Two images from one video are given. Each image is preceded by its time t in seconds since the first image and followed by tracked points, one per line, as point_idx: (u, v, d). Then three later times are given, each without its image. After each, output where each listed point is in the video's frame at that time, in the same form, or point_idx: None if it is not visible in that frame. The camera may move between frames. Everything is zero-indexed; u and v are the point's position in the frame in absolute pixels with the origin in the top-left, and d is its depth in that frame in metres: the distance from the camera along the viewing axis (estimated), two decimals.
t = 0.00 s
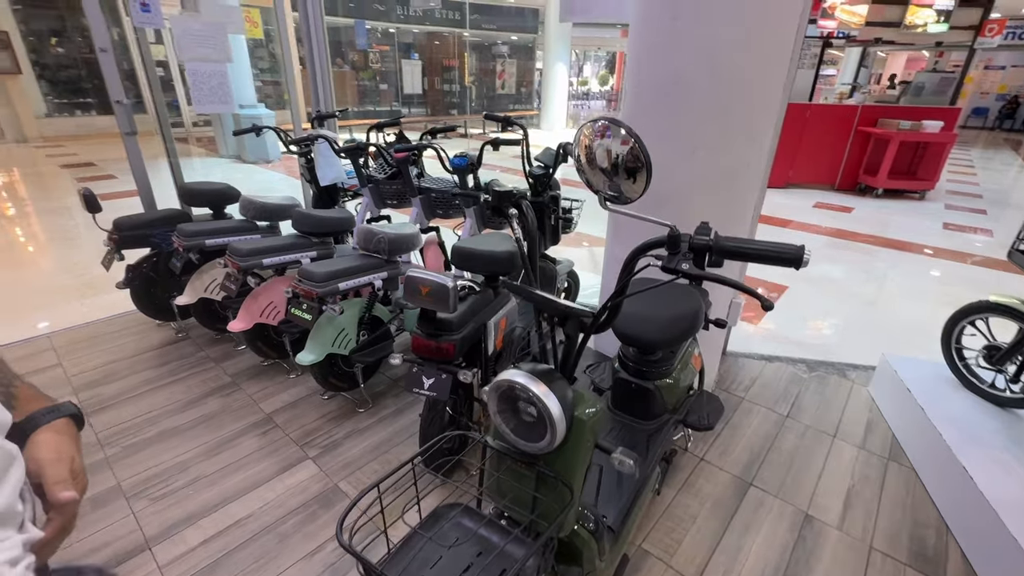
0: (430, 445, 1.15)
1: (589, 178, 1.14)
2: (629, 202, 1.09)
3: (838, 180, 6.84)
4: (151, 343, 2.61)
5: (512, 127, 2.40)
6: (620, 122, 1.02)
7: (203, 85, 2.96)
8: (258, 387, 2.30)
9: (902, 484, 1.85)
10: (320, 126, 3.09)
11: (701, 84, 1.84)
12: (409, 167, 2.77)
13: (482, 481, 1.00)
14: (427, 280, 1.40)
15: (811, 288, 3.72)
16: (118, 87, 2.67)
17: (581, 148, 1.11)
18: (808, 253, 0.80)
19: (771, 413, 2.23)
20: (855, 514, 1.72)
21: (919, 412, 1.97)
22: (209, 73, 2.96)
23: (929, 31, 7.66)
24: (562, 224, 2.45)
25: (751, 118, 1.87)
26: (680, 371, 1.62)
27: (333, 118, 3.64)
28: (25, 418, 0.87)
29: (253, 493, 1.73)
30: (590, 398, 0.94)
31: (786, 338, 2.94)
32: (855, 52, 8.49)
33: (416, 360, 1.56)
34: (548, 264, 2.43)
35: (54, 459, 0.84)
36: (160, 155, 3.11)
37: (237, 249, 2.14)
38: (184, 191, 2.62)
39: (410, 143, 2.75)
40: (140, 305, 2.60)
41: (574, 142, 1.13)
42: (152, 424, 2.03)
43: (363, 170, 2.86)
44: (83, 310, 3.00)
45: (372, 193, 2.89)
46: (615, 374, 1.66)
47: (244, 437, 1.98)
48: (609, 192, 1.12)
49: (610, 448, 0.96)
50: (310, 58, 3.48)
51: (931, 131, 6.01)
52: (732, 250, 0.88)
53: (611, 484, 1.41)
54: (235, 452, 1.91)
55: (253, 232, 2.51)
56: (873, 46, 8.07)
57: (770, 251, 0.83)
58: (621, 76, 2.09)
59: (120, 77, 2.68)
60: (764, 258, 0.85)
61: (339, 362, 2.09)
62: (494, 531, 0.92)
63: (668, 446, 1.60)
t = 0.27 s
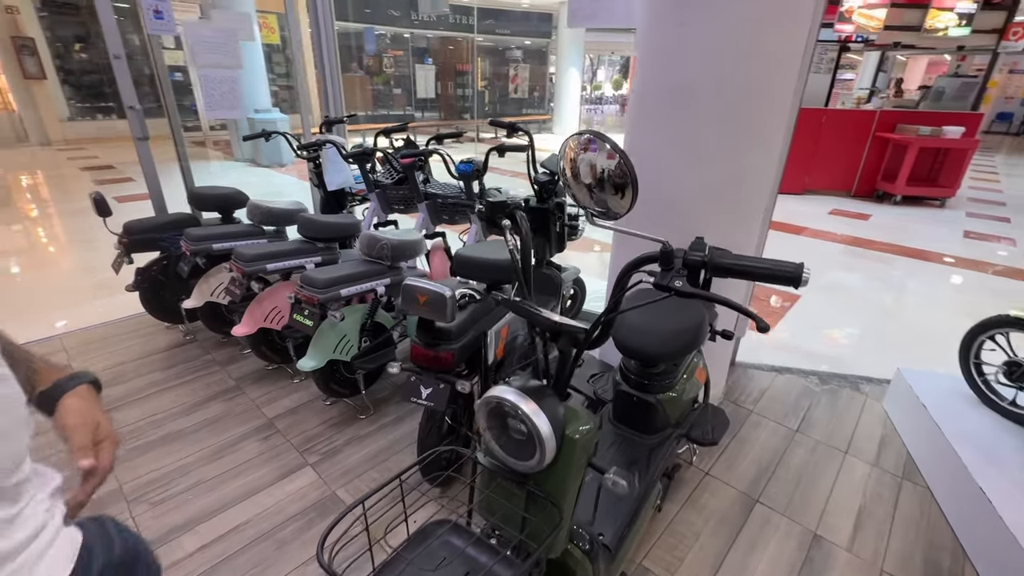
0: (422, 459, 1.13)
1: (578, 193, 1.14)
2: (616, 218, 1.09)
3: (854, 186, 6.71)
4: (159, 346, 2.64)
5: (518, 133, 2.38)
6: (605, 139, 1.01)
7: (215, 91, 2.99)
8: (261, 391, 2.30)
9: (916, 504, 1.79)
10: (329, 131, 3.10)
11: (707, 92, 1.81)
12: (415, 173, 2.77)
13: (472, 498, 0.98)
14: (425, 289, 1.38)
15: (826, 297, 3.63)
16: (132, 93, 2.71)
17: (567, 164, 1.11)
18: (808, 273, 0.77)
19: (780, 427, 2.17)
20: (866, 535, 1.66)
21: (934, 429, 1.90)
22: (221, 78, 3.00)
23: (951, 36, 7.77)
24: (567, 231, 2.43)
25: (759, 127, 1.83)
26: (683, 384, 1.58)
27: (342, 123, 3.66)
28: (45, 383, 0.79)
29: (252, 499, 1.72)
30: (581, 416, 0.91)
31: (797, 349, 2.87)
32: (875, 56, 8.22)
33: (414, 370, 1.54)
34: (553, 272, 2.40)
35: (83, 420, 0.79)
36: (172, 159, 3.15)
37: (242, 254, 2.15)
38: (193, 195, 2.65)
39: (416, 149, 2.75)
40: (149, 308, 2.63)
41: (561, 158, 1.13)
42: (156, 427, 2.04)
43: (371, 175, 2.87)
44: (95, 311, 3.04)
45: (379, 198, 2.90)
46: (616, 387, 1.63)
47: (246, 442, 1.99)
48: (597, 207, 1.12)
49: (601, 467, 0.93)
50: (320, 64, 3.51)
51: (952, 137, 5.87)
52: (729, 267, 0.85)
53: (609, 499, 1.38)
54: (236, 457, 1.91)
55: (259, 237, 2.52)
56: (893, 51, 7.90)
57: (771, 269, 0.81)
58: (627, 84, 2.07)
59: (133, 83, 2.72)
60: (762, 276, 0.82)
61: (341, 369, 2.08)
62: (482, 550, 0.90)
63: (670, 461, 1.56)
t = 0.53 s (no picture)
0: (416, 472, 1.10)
1: (567, 205, 1.11)
2: (607, 229, 1.06)
3: (872, 191, 6.57)
4: (168, 347, 2.66)
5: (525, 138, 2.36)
6: (593, 147, 1.00)
7: (227, 95, 3.02)
8: (265, 395, 2.30)
9: (933, 523, 1.72)
10: (338, 135, 3.11)
11: (715, 96, 1.77)
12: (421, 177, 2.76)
13: (463, 514, 0.94)
14: (424, 296, 1.36)
15: (842, 305, 3.54)
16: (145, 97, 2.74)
17: (554, 174, 1.10)
18: (813, 287, 0.73)
19: (791, 440, 2.11)
20: (880, 556, 1.59)
21: (953, 446, 1.83)
22: (232, 83, 3.02)
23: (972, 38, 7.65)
24: (574, 237, 2.39)
25: (769, 132, 1.78)
26: (688, 395, 1.54)
27: (352, 127, 3.68)
28: (154, 290, 0.86)
29: (253, 504, 1.72)
30: (576, 432, 0.88)
31: (811, 358, 2.79)
32: (893, 60, 7.91)
33: (414, 377, 1.52)
34: (558, 278, 2.37)
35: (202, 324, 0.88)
36: (185, 163, 3.19)
37: (247, 257, 2.16)
38: (202, 198, 2.67)
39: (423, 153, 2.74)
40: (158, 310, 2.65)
41: (548, 168, 1.11)
42: (162, 429, 2.05)
43: (378, 179, 2.86)
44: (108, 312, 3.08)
45: (386, 202, 2.90)
46: (619, 398, 1.59)
47: (249, 446, 1.98)
48: (587, 218, 1.09)
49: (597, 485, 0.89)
50: (331, 68, 3.53)
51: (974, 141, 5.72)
52: (729, 280, 0.81)
53: (610, 514, 1.34)
54: (238, 461, 1.90)
55: (266, 240, 2.53)
56: (914, 53, 7.72)
57: (774, 281, 0.77)
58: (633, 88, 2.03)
59: (145, 87, 2.75)
60: (764, 289, 0.78)
61: (343, 373, 2.07)
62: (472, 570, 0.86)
63: (675, 475, 1.52)
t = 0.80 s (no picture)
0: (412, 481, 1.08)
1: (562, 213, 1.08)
2: (602, 236, 1.02)
3: (891, 196, 6.42)
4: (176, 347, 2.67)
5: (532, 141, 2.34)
6: (587, 151, 0.98)
7: (237, 97, 3.04)
8: (271, 396, 2.30)
9: (953, 542, 1.64)
10: (346, 138, 3.12)
11: (726, 97, 1.72)
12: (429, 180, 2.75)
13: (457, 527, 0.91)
14: (425, 300, 1.34)
15: (858, 312, 3.45)
16: (157, 100, 2.77)
17: (550, 181, 1.08)
18: (822, 299, 0.68)
19: (804, 452, 2.04)
20: None
21: (975, 462, 1.75)
22: (243, 86, 3.05)
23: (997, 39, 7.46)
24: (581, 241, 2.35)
25: (782, 134, 1.73)
26: (696, 405, 1.49)
27: (362, 130, 3.69)
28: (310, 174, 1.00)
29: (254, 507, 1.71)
30: (574, 444, 0.85)
31: (825, 367, 2.72)
32: (913, 62, 7.75)
33: (414, 382, 1.50)
34: (565, 282, 2.33)
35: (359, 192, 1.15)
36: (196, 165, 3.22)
37: (253, 259, 2.16)
38: (212, 200, 2.69)
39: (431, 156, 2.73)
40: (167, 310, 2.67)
41: (546, 174, 1.09)
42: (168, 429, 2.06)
43: (386, 182, 2.86)
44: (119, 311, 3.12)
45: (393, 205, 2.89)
46: (625, 406, 1.55)
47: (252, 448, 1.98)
48: (583, 226, 1.06)
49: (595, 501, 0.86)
50: (341, 71, 3.54)
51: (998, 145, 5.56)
52: (732, 290, 0.76)
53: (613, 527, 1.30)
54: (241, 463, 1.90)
55: (273, 242, 2.53)
56: (935, 55, 7.54)
57: (778, 288, 0.72)
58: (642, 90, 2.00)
59: (158, 90, 2.78)
60: (770, 300, 0.73)
61: (346, 377, 2.05)
62: None
63: (681, 487, 1.47)
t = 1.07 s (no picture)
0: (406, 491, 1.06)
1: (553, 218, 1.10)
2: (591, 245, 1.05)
3: (904, 199, 6.31)
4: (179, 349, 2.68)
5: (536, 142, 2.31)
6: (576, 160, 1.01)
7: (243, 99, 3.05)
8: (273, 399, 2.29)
9: (967, 558, 1.59)
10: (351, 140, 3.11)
11: (730, 99, 1.69)
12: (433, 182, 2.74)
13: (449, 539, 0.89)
14: (422, 305, 1.31)
15: (869, 317, 3.37)
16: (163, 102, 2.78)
17: (540, 186, 1.10)
18: (827, 309, 0.65)
19: (812, 461, 2.00)
20: None
21: (991, 474, 1.69)
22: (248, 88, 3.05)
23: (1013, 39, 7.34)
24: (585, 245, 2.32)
25: (787, 138, 1.69)
26: (700, 414, 1.46)
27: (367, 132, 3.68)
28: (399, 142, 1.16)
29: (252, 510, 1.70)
30: (569, 457, 0.82)
31: (835, 373, 2.66)
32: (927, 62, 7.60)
33: (413, 388, 1.48)
34: (569, 286, 2.30)
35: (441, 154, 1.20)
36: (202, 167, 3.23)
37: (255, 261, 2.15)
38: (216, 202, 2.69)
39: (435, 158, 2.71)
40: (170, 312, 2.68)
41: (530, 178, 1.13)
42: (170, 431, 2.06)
43: (390, 184, 2.85)
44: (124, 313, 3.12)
45: (397, 207, 2.88)
46: (627, 414, 1.51)
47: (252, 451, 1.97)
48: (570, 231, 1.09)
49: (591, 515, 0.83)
50: (347, 73, 3.53)
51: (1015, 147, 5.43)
52: (732, 300, 0.73)
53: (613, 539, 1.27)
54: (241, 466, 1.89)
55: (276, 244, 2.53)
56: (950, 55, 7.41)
57: (780, 298, 0.71)
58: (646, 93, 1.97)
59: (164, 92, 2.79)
60: (772, 309, 0.71)
61: (347, 380, 2.04)
62: None
63: (684, 497, 1.44)
